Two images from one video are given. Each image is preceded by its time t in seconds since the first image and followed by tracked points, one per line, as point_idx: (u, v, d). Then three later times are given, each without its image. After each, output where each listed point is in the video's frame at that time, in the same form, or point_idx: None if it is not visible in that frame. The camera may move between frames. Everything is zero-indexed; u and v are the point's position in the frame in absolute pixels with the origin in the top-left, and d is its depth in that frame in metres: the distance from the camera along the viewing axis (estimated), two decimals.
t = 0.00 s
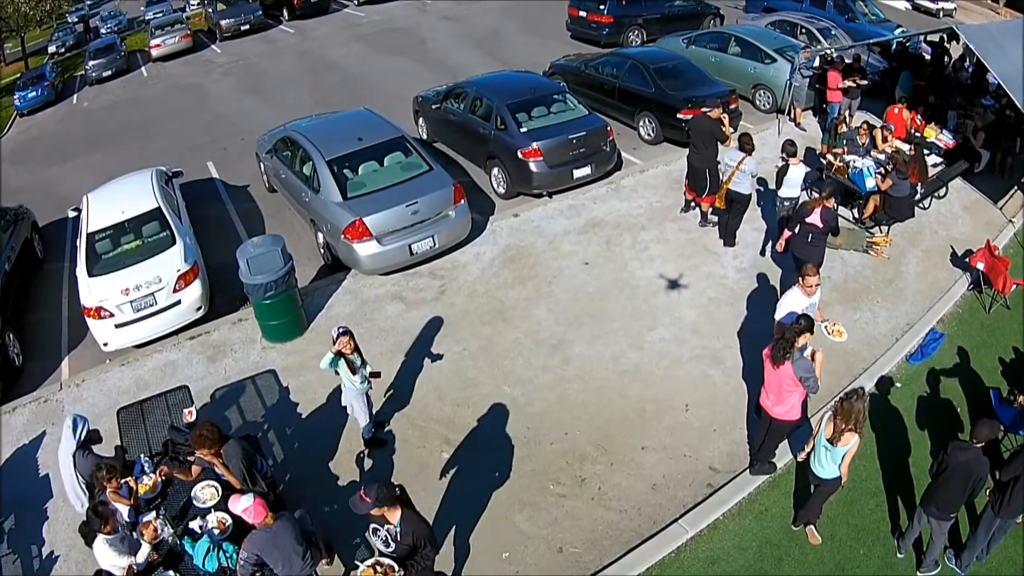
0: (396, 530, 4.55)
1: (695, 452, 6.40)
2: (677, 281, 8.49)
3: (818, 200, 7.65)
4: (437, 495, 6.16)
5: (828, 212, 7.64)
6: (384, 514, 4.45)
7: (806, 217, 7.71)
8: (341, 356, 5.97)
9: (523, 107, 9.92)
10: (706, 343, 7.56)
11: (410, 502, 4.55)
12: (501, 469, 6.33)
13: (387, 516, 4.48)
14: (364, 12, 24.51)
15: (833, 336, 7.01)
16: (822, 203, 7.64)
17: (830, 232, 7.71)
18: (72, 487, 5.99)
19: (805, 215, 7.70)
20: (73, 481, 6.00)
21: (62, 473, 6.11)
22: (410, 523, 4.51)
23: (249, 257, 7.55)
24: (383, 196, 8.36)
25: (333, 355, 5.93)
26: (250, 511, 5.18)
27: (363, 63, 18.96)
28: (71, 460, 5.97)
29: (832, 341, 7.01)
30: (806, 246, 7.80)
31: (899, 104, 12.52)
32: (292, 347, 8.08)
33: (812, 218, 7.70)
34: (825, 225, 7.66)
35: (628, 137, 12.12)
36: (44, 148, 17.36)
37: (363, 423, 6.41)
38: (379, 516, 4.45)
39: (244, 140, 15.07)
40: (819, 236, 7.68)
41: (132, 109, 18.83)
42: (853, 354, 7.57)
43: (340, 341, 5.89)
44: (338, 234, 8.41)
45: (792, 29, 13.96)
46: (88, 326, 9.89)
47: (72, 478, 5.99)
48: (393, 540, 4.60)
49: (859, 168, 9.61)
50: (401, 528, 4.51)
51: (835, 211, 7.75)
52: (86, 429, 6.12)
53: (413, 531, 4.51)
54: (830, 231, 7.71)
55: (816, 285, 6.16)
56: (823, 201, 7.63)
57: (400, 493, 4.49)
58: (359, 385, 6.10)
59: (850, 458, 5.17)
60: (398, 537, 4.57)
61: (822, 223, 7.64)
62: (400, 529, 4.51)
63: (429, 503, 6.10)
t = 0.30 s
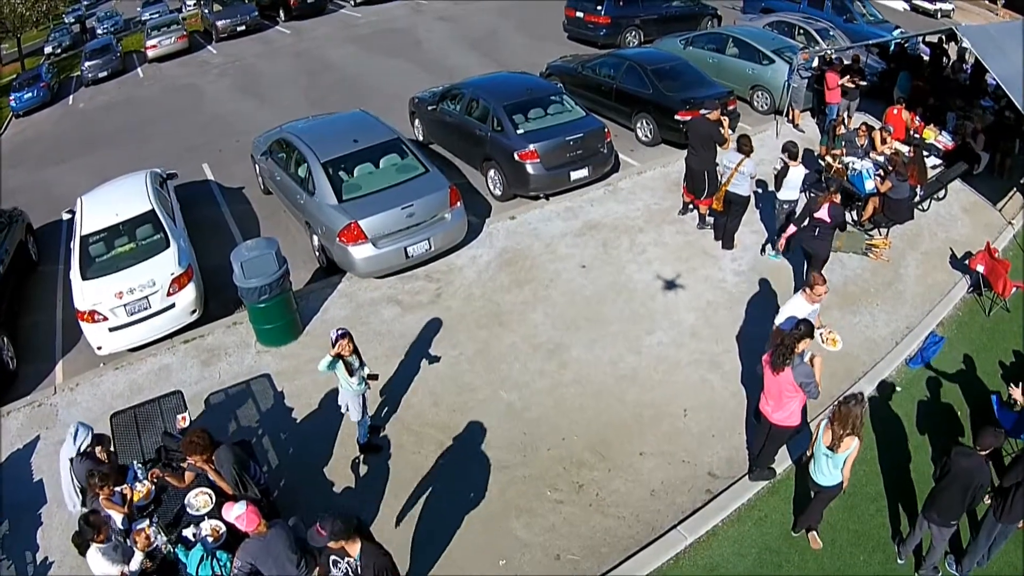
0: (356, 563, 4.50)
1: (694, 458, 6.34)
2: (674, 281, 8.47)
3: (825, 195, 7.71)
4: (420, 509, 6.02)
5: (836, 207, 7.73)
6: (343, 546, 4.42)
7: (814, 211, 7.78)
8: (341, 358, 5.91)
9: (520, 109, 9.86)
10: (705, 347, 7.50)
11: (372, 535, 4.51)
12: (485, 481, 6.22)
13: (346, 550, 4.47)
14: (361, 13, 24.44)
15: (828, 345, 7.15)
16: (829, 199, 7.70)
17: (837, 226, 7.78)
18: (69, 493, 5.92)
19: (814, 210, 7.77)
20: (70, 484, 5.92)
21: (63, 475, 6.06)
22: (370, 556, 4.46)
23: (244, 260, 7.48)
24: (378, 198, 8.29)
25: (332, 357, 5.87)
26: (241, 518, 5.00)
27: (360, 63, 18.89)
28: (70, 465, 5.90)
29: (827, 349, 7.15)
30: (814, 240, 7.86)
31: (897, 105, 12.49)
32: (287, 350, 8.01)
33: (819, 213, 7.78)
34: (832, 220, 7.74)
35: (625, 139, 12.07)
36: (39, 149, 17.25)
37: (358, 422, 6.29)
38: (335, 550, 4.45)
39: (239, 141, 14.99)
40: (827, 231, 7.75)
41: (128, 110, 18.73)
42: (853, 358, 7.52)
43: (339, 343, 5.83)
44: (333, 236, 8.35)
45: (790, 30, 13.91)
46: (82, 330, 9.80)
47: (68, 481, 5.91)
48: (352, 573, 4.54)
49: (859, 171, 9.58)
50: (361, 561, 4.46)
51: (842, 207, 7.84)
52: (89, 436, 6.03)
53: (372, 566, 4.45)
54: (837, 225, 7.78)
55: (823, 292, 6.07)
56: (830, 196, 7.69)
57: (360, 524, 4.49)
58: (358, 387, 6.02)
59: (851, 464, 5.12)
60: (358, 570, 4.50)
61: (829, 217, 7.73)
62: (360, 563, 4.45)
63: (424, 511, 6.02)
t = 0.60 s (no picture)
0: None
1: (694, 463, 6.30)
2: (672, 281, 8.48)
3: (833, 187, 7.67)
4: (416, 519, 5.96)
5: (841, 199, 7.68)
6: None
7: (820, 201, 7.75)
8: (340, 362, 5.86)
9: (517, 111, 9.82)
10: (703, 351, 7.46)
11: None
12: (482, 488, 6.18)
13: None
14: (358, 14, 24.40)
15: (827, 349, 7.01)
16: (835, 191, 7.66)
17: (842, 218, 7.77)
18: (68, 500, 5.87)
19: (820, 200, 7.75)
20: (68, 490, 5.86)
21: (62, 479, 6.00)
22: None
23: (240, 265, 7.43)
24: (375, 202, 8.25)
25: (331, 361, 5.82)
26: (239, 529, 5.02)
27: (357, 65, 18.85)
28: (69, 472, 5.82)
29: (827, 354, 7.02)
30: (820, 230, 7.88)
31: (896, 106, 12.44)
32: (284, 356, 7.96)
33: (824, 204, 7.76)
34: (838, 212, 7.73)
35: (623, 141, 12.03)
36: (36, 152, 17.18)
37: (357, 427, 6.24)
38: None
39: (236, 144, 14.94)
40: (832, 223, 7.77)
41: (125, 112, 18.67)
42: (852, 361, 7.48)
43: (339, 348, 5.78)
44: (329, 240, 8.30)
45: (788, 30, 13.88)
46: (78, 334, 9.75)
47: (68, 488, 5.86)
48: None
49: (858, 172, 9.54)
50: None
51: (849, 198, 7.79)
52: (91, 447, 5.92)
53: None
54: (842, 217, 7.77)
55: (824, 297, 6.04)
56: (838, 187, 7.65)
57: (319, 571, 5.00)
58: (357, 391, 5.98)
59: (852, 469, 5.08)
60: None
61: (835, 209, 7.71)
62: None
63: (423, 518, 5.97)
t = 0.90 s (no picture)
0: None
1: (694, 469, 6.28)
2: (669, 282, 8.52)
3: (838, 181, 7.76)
4: (416, 526, 5.94)
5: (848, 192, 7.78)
6: None
7: (829, 199, 7.80)
8: (340, 367, 5.83)
9: (516, 115, 9.79)
10: (703, 356, 7.45)
11: None
12: (483, 494, 6.16)
13: None
14: (355, 16, 24.38)
15: (830, 352, 7.11)
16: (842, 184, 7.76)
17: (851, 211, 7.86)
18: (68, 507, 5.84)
19: (828, 198, 7.80)
20: (68, 498, 5.84)
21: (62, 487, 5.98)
22: None
23: (237, 271, 7.42)
24: (373, 206, 8.23)
25: (331, 367, 5.79)
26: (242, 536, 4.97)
27: (355, 67, 18.81)
28: (70, 479, 5.80)
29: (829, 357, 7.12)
30: (830, 228, 7.89)
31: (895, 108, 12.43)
32: (282, 361, 7.93)
33: (833, 199, 7.81)
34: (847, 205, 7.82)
35: (622, 144, 12.01)
36: (33, 154, 17.14)
37: (357, 435, 6.22)
38: None
39: (234, 146, 14.90)
40: (843, 217, 7.81)
41: (122, 114, 18.63)
42: (852, 365, 7.46)
43: (339, 354, 5.74)
44: (327, 245, 8.27)
45: (786, 32, 13.86)
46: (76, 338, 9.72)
47: (67, 496, 5.83)
48: None
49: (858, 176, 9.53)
50: None
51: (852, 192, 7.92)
52: (93, 455, 5.87)
53: None
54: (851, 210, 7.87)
55: (824, 301, 6.04)
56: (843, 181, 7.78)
57: None
58: (358, 397, 5.95)
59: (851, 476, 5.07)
60: None
61: (844, 202, 7.80)
62: None
63: (422, 526, 5.94)
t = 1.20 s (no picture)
0: None
1: (695, 475, 6.29)
2: (666, 283, 8.60)
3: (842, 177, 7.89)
4: (418, 534, 5.94)
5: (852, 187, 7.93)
6: None
7: (835, 195, 7.88)
8: (341, 375, 5.81)
9: (515, 119, 9.79)
10: (703, 361, 7.45)
11: None
12: (484, 501, 6.16)
13: None
14: (353, 18, 24.36)
15: (833, 357, 7.59)
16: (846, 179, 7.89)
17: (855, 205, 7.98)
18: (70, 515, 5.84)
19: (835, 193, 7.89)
20: (69, 505, 5.83)
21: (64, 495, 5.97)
22: None
23: (236, 278, 7.43)
24: (373, 211, 8.22)
25: (332, 375, 5.79)
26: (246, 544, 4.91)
27: (353, 69, 18.80)
28: (71, 487, 5.79)
29: (833, 361, 7.60)
30: (836, 222, 7.98)
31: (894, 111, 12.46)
32: (283, 367, 7.93)
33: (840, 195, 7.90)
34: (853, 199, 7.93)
35: (621, 147, 12.02)
36: (31, 158, 17.10)
37: (359, 442, 6.22)
38: None
39: (232, 150, 14.88)
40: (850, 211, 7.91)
41: (120, 117, 18.61)
42: (853, 370, 7.47)
43: (340, 361, 5.74)
44: (327, 250, 8.27)
45: (785, 35, 13.88)
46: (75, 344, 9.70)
47: (68, 504, 5.82)
48: None
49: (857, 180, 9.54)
50: None
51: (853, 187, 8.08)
52: (94, 464, 5.86)
53: None
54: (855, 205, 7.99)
55: (825, 306, 6.06)
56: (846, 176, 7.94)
57: None
58: (359, 406, 5.95)
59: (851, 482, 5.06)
60: None
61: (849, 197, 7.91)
62: None
63: (424, 533, 5.95)
